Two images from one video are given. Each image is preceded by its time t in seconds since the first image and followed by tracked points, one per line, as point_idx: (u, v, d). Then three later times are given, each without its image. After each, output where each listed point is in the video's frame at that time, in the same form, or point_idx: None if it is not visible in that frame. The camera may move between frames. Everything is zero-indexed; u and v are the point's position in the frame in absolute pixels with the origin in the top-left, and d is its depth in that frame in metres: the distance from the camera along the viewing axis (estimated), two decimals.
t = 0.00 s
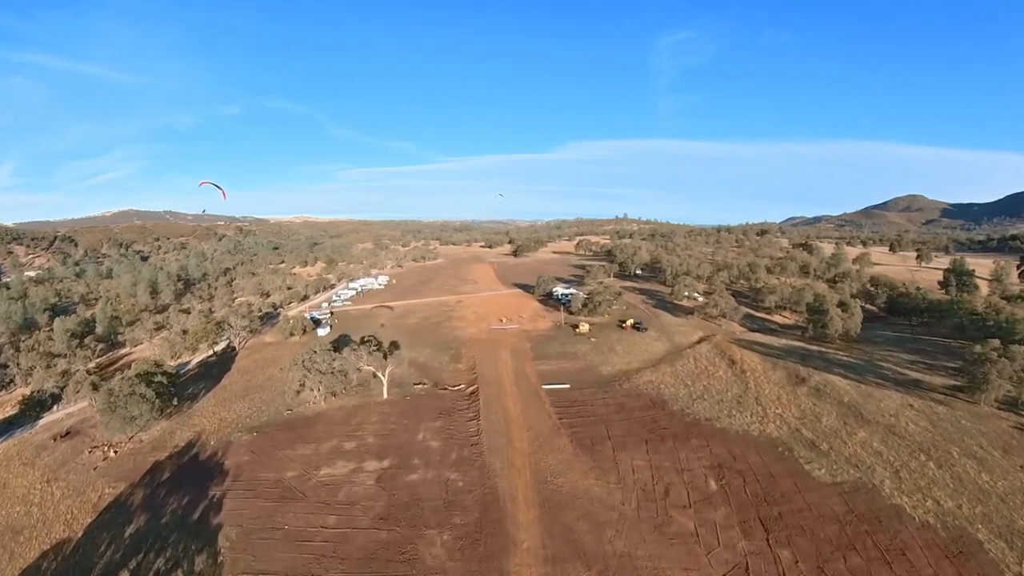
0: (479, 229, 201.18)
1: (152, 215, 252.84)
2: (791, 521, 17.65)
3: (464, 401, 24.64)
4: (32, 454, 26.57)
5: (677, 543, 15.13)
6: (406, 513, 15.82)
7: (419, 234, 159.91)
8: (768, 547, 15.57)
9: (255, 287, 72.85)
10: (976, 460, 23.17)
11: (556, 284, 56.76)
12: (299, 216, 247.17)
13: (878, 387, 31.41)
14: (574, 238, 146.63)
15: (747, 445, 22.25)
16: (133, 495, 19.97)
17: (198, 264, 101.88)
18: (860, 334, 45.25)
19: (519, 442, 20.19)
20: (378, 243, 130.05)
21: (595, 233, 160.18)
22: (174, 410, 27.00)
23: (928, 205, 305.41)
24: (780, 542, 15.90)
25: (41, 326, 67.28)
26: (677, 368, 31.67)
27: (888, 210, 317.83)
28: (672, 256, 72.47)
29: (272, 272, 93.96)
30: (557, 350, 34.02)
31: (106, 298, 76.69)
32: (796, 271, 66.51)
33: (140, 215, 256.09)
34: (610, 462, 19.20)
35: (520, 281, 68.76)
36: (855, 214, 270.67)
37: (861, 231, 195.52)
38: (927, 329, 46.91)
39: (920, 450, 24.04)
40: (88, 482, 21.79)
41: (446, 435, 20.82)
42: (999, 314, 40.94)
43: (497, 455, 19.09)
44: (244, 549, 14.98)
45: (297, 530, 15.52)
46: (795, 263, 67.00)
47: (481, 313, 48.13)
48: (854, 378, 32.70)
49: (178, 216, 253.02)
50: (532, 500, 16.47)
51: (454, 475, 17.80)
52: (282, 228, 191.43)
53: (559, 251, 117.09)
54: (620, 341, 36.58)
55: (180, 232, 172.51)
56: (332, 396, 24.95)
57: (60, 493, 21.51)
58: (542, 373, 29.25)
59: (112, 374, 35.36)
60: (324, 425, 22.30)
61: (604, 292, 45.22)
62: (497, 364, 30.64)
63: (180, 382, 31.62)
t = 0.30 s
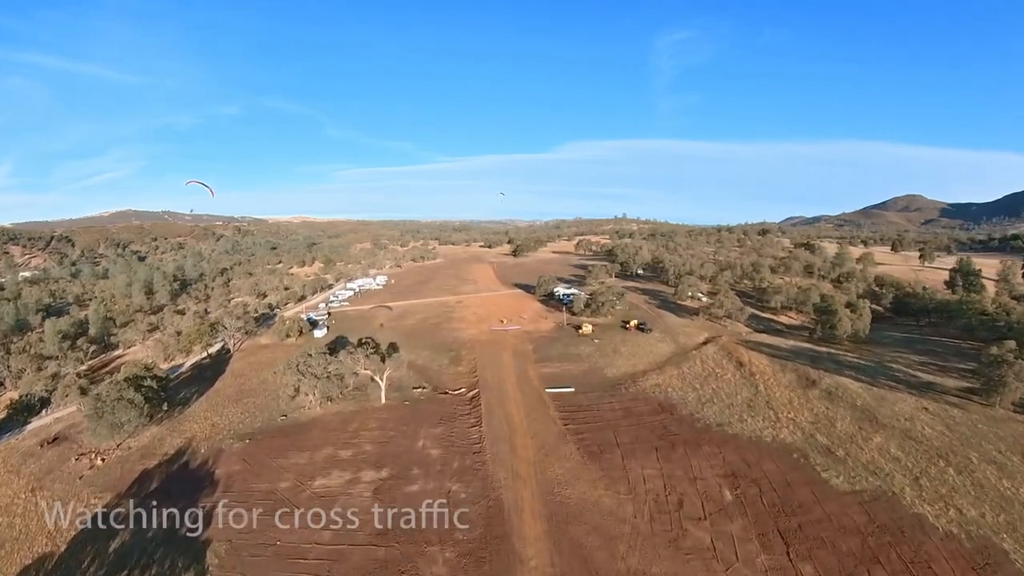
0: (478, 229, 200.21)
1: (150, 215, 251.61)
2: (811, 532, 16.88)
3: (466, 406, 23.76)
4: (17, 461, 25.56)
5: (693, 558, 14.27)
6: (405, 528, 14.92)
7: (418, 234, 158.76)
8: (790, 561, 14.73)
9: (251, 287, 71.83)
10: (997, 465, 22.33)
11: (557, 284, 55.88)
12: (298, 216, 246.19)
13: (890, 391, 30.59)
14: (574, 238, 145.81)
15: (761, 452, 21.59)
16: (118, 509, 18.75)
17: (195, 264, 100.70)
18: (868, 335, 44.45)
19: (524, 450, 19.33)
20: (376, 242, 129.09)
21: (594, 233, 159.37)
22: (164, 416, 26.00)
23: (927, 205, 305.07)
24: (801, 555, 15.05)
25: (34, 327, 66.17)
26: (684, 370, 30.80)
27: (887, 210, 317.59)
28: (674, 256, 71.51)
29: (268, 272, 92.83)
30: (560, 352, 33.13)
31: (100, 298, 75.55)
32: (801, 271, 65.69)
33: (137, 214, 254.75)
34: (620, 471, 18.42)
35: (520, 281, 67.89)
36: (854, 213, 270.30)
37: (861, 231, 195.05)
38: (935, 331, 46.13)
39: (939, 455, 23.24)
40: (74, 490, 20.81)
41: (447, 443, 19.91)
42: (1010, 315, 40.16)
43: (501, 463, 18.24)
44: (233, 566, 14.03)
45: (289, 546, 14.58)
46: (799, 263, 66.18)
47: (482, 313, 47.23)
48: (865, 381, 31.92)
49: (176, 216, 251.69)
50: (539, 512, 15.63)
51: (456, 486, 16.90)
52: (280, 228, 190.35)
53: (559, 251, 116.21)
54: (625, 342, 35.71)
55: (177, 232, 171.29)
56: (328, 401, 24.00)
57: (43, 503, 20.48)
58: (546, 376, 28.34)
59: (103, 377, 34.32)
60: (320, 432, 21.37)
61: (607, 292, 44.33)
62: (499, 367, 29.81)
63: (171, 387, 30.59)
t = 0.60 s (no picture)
0: (477, 229, 199.19)
1: (147, 215, 250.26)
2: (833, 545, 16.09)
3: (468, 411, 22.88)
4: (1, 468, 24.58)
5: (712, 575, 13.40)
6: (405, 544, 14.03)
7: (417, 234, 157.66)
8: None
9: (248, 288, 70.81)
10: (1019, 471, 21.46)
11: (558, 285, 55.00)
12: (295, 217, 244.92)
13: (903, 394, 29.81)
14: (573, 237, 144.91)
15: (777, 459, 20.99)
16: (120, 508, 18.21)
17: (192, 264, 99.60)
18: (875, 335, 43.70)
19: (530, 457, 18.47)
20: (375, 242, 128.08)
21: (594, 232, 158.49)
22: (153, 422, 25.01)
23: (927, 204, 304.86)
24: (825, 570, 14.20)
25: (26, 328, 65.04)
26: (691, 373, 29.96)
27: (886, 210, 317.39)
28: (676, 255, 70.61)
29: (266, 272, 91.74)
30: (563, 354, 32.26)
31: (94, 299, 74.45)
32: (806, 271, 64.91)
33: (135, 214, 253.40)
34: (631, 480, 17.63)
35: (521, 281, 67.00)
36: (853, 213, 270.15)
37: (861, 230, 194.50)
38: (943, 332, 45.43)
39: (959, 461, 22.43)
40: (57, 499, 19.81)
41: (449, 451, 19.03)
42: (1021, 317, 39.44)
43: (506, 472, 17.39)
44: None
45: (280, 564, 13.65)
46: (804, 263, 65.41)
47: (483, 314, 46.34)
48: (877, 385, 31.16)
49: (174, 216, 250.35)
50: (546, 525, 14.81)
51: (458, 499, 16.02)
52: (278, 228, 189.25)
53: (559, 250, 115.23)
54: (629, 343, 34.86)
55: (174, 232, 170.01)
56: (323, 406, 23.06)
57: (25, 513, 19.54)
58: (550, 379, 27.45)
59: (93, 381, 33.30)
60: (315, 439, 20.44)
61: (610, 293, 43.48)
62: (502, 369, 29.01)
63: (163, 390, 29.60)
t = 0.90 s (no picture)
0: (476, 228, 198.16)
1: (145, 214, 249.09)
2: (857, 558, 15.21)
3: (470, 416, 22.00)
4: None
5: None
6: (404, 562, 13.12)
7: (416, 233, 156.82)
8: None
9: (244, 288, 69.82)
10: None
11: (560, 284, 54.16)
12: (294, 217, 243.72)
13: (916, 397, 29.01)
14: (573, 237, 144.06)
15: (794, 467, 20.26)
16: (121, 508, 17.79)
17: (188, 264, 98.42)
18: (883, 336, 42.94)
19: (537, 466, 17.63)
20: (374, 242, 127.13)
21: (594, 232, 157.53)
22: (141, 428, 24.04)
23: (926, 204, 304.50)
24: None
25: (19, 329, 63.90)
26: (699, 376, 29.12)
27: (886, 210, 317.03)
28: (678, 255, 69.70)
29: (263, 272, 90.72)
30: (567, 356, 31.38)
31: (88, 299, 73.36)
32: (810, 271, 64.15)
33: (132, 214, 251.91)
34: (644, 491, 16.78)
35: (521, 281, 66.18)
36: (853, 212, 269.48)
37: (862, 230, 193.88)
38: (952, 333, 44.69)
39: (979, 466, 21.56)
40: (38, 510, 18.78)
41: (450, 460, 18.09)
42: None
43: (512, 483, 16.49)
44: None
45: None
46: (808, 262, 64.66)
47: (483, 314, 45.49)
48: (889, 387, 30.35)
49: (172, 216, 248.91)
50: (556, 540, 13.94)
51: (462, 512, 15.12)
52: (276, 228, 188.16)
53: (559, 250, 114.39)
54: (634, 345, 34.01)
55: (172, 232, 168.81)
56: (319, 412, 22.15)
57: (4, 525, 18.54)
58: (554, 382, 26.59)
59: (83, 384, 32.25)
60: (311, 446, 19.52)
61: (614, 293, 42.59)
62: (505, 372, 28.18)
63: (153, 395, 28.55)
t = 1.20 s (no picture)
0: (476, 229, 197.09)
1: (143, 215, 247.72)
2: (885, 573, 14.31)
3: (472, 422, 21.05)
4: None
5: None
6: None
7: (415, 233, 155.74)
8: None
9: (240, 288, 68.76)
10: None
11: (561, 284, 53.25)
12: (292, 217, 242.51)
13: (932, 400, 28.11)
14: (573, 237, 143.07)
15: (812, 474, 19.40)
16: (120, 507, 17.16)
17: (185, 264, 97.32)
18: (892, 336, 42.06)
19: (545, 476, 16.71)
20: (373, 242, 126.07)
21: (594, 232, 156.52)
22: (129, 435, 23.05)
23: (926, 203, 304.01)
24: None
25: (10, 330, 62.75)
26: (708, 378, 28.21)
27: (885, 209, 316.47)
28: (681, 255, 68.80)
29: (260, 272, 89.63)
30: (571, 358, 30.47)
31: (82, 300, 72.22)
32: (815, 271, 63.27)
33: (131, 214, 250.60)
34: (658, 503, 15.88)
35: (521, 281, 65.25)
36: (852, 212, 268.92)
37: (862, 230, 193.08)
38: (962, 333, 43.82)
39: (1002, 472, 20.65)
40: (16, 520, 17.70)
41: (453, 470, 17.14)
42: None
43: (520, 495, 15.57)
44: None
45: None
46: (813, 262, 63.78)
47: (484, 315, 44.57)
48: (902, 389, 29.46)
49: (170, 217, 247.21)
50: (566, 558, 13.01)
51: (465, 527, 14.18)
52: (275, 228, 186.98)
53: (559, 250, 113.41)
54: (640, 346, 33.10)
55: (169, 232, 167.53)
56: (314, 418, 21.19)
57: None
58: (559, 386, 25.65)
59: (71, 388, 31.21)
60: (306, 455, 18.56)
61: (618, 293, 41.75)
62: (509, 375, 27.28)
63: (144, 399, 27.55)
